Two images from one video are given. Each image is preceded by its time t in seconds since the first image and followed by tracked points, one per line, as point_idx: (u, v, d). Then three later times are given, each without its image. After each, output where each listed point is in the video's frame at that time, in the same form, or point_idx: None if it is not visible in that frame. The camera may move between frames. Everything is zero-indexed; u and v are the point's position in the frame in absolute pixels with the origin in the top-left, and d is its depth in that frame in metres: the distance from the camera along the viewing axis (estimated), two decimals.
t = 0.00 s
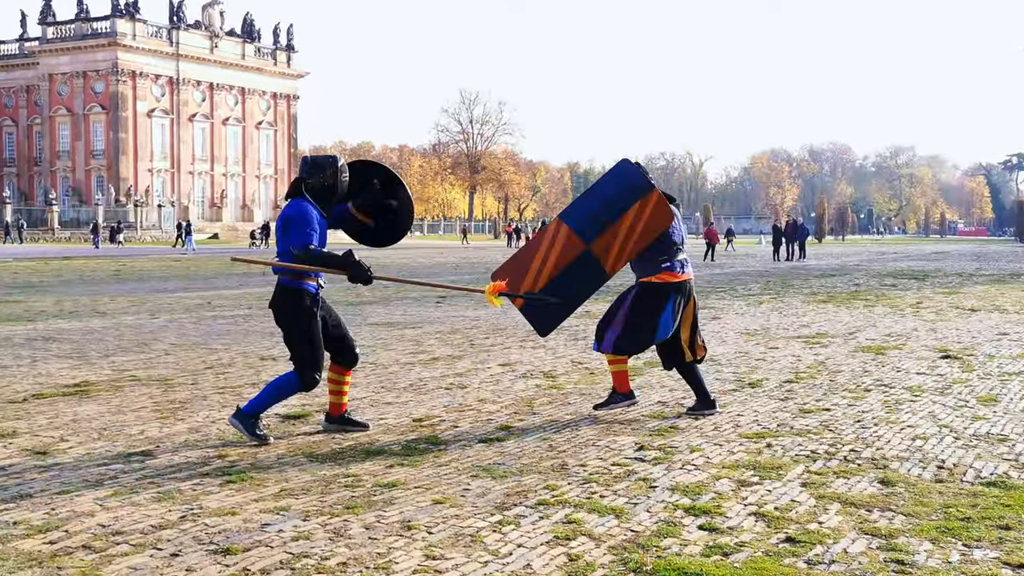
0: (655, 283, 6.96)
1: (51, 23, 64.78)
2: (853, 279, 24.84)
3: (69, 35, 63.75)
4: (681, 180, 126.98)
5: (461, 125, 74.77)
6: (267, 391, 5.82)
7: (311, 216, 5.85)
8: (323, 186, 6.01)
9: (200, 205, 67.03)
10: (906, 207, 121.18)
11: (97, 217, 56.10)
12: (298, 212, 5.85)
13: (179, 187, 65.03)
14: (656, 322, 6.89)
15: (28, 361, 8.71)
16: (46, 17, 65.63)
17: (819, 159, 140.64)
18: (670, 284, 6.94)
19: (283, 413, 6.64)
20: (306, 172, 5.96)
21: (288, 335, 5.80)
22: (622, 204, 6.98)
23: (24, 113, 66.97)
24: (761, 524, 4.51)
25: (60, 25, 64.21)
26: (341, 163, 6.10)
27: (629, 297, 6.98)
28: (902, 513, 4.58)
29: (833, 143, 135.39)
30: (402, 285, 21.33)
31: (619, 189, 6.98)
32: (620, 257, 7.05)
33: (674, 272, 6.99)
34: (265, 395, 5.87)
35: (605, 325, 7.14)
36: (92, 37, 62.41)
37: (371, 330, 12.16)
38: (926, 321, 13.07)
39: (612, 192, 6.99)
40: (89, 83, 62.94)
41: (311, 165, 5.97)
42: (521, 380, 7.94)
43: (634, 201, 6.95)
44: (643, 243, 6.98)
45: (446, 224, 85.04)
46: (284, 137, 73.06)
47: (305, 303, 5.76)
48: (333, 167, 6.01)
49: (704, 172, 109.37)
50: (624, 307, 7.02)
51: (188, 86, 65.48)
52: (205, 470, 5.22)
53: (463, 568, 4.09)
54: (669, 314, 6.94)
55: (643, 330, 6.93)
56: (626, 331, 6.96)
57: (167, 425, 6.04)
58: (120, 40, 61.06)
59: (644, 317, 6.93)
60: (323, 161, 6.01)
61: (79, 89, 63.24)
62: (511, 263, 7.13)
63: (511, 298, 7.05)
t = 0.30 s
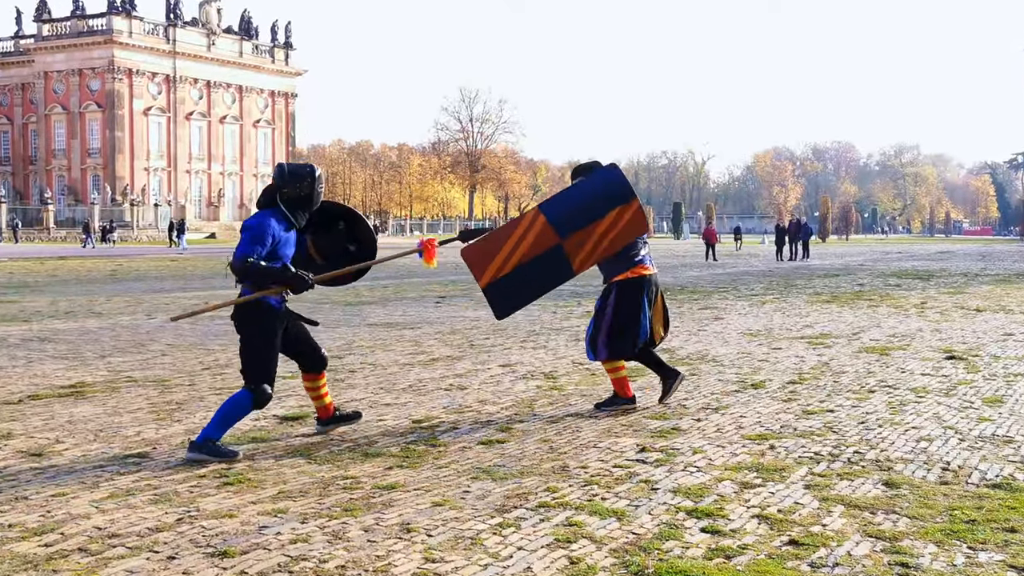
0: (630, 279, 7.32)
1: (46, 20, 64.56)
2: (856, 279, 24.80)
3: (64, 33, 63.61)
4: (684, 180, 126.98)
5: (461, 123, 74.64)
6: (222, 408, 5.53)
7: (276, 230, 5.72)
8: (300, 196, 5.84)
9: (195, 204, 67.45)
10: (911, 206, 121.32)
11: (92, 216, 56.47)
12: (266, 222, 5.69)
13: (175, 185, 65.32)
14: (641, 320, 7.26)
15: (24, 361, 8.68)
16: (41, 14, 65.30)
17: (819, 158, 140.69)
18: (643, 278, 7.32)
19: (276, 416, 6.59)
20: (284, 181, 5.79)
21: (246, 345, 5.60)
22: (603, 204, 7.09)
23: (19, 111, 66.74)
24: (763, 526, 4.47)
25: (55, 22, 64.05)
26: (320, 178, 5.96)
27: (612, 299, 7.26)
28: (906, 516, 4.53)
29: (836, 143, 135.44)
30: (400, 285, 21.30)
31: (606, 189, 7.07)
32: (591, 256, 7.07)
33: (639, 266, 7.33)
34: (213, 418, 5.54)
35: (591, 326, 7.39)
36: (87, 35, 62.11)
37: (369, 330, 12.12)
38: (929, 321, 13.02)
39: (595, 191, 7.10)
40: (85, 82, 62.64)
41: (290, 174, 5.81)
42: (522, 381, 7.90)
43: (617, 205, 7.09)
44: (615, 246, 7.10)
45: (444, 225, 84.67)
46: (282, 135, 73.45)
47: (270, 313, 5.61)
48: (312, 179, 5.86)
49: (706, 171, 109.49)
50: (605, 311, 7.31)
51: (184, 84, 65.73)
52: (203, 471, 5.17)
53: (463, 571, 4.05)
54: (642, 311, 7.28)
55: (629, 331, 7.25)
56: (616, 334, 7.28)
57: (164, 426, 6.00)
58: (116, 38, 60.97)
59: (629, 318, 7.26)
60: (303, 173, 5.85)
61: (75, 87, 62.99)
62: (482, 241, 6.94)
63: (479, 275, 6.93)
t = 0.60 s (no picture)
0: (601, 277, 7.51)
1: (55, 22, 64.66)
2: (857, 279, 24.88)
3: (73, 34, 63.67)
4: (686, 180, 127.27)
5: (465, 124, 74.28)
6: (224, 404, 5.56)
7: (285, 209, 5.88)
8: (298, 187, 6.11)
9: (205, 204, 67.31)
10: (912, 206, 121.63)
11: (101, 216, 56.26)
12: (269, 206, 5.89)
13: (184, 186, 65.39)
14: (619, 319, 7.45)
15: (33, 360, 8.72)
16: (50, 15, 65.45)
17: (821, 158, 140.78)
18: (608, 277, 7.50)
19: (282, 413, 6.65)
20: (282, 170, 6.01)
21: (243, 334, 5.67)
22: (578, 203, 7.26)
23: (27, 112, 67.03)
24: (766, 523, 4.51)
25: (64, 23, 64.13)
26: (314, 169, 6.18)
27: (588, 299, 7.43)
28: (907, 512, 4.58)
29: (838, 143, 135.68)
30: (406, 284, 21.30)
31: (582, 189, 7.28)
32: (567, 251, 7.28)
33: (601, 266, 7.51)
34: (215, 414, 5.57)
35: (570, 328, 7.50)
36: (95, 36, 62.28)
37: (375, 328, 12.14)
38: (930, 320, 13.04)
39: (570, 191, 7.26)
40: (94, 83, 62.86)
41: (289, 165, 6.04)
42: (526, 380, 7.95)
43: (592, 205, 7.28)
44: (587, 241, 7.29)
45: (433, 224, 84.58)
46: (289, 135, 73.33)
47: (268, 301, 5.71)
48: (308, 169, 6.12)
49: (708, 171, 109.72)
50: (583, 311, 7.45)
51: (193, 86, 65.58)
52: (210, 469, 5.22)
53: (468, 568, 4.11)
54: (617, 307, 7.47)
55: (612, 326, 7.42)
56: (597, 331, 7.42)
57: (171, 424, 6.04)
58: (125, 40, 61.02)
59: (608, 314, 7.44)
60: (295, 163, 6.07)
61: (83, 88, 63.11)
62: (466, 236, 7.06)
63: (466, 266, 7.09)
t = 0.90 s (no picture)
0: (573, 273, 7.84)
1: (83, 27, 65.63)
2: (861, 276, 25.10)
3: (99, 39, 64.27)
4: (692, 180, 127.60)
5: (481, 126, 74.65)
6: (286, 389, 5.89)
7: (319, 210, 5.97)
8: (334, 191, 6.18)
9: (227, 204, 67.69)
10: (913, 206, 121.72)
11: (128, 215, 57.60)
12: (305, 209, 5.99)
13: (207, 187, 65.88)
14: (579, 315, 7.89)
15: (62, 355, 8.90)
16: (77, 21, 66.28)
17: (825, 158, 141.03)
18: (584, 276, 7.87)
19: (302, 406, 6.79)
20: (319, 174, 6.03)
21: (290, 327, 5.94)
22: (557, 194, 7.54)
23: (56, 115, 68.32)
24: (772, 514, 4.65)
25: (91, 29, 64.89)
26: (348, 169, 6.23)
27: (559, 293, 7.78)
28: (909, 503, 4.72)
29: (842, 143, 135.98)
30: (420, 282, 21.53)
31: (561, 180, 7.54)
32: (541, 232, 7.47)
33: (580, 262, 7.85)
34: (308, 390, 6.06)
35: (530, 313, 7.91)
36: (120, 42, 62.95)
37: (392, 325, 12.32)
38: (932, 316, 13.21)
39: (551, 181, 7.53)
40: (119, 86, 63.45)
41: (327, 169, 6.06)
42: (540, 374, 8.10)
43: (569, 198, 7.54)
44: (558, 233, 7.60)
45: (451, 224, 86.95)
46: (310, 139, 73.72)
47: (310, 295, 5.91)
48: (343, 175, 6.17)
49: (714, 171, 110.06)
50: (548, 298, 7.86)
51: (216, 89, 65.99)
52: (233, 460, 5.36)
53: (483, 557, 4.25)
54: (579, 298, 7.85)
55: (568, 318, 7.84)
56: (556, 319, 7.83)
57: (195, 417, 6.19)
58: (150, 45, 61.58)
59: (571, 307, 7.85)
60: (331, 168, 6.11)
61: (110, 92, 63.78)
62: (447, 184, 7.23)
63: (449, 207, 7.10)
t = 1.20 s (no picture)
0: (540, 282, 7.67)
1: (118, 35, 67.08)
2: (865, 274, 25.35)
3: (134, 46, 65.92)
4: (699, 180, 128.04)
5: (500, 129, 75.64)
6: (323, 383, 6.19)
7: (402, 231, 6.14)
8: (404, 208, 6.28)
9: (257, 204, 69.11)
10: (916, 206, 121.96)
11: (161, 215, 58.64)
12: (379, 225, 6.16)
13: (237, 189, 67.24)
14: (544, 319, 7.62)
15: (97, 349, 9.16)
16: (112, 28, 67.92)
17: (829, 160, 141.39)
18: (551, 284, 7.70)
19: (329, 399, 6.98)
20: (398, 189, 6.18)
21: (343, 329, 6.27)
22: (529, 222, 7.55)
23: (92, 118, 69.86)
24: (779, 501, 4.83)
25: (126, 36, 66.39)
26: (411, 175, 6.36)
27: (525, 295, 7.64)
28: (912, 492, 4.90)
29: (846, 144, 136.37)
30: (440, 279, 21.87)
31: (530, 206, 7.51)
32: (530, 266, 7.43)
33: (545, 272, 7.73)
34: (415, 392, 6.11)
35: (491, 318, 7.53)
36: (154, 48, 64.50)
37: (414, 321, 12.56)
38: (932, 311, 13.43)
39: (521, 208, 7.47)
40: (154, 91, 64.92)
41: (401, 185, 6.21)
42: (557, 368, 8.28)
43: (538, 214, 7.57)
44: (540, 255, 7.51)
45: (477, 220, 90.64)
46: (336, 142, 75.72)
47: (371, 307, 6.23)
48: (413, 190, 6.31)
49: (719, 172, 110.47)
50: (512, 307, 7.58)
51: (245, 94, 67.66)
52: (262, 450, 5.56)
53: (502, 544, 4.45)
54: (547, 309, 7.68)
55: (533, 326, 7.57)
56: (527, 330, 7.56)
57: (225, 409, 6.42)
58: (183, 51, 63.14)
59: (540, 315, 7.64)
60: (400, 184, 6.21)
61: (144, 97, 65.30)
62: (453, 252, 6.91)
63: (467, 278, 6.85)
